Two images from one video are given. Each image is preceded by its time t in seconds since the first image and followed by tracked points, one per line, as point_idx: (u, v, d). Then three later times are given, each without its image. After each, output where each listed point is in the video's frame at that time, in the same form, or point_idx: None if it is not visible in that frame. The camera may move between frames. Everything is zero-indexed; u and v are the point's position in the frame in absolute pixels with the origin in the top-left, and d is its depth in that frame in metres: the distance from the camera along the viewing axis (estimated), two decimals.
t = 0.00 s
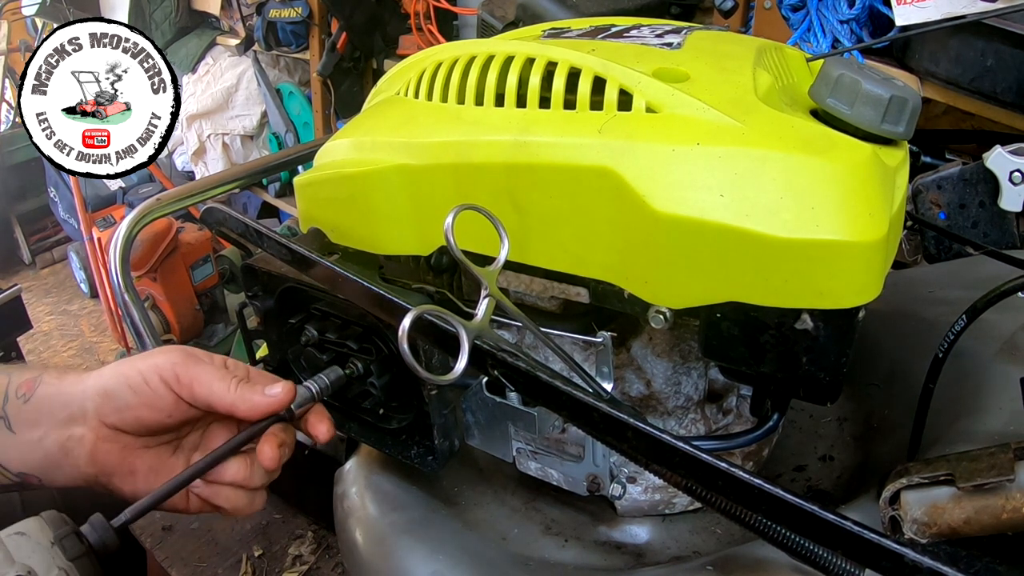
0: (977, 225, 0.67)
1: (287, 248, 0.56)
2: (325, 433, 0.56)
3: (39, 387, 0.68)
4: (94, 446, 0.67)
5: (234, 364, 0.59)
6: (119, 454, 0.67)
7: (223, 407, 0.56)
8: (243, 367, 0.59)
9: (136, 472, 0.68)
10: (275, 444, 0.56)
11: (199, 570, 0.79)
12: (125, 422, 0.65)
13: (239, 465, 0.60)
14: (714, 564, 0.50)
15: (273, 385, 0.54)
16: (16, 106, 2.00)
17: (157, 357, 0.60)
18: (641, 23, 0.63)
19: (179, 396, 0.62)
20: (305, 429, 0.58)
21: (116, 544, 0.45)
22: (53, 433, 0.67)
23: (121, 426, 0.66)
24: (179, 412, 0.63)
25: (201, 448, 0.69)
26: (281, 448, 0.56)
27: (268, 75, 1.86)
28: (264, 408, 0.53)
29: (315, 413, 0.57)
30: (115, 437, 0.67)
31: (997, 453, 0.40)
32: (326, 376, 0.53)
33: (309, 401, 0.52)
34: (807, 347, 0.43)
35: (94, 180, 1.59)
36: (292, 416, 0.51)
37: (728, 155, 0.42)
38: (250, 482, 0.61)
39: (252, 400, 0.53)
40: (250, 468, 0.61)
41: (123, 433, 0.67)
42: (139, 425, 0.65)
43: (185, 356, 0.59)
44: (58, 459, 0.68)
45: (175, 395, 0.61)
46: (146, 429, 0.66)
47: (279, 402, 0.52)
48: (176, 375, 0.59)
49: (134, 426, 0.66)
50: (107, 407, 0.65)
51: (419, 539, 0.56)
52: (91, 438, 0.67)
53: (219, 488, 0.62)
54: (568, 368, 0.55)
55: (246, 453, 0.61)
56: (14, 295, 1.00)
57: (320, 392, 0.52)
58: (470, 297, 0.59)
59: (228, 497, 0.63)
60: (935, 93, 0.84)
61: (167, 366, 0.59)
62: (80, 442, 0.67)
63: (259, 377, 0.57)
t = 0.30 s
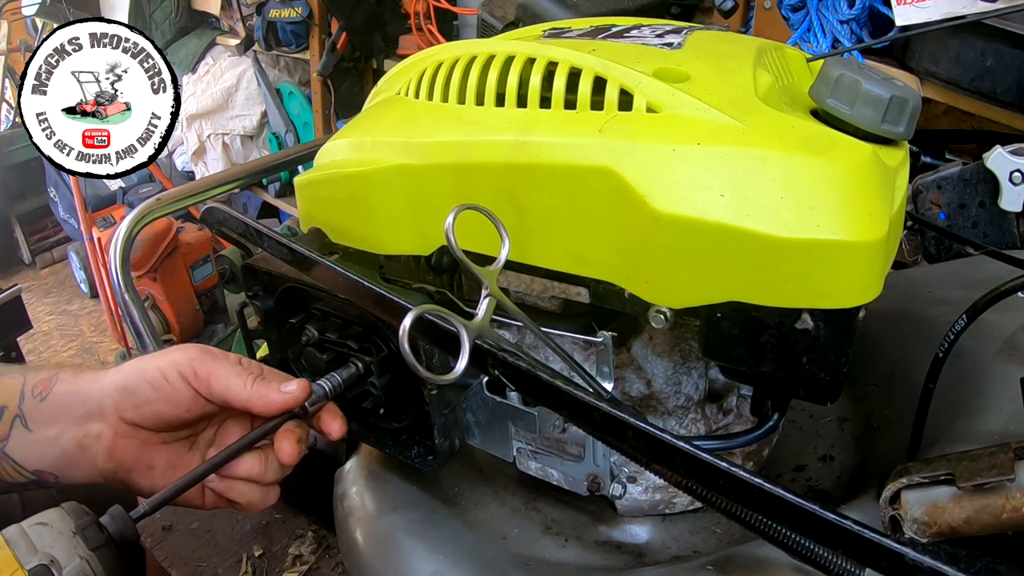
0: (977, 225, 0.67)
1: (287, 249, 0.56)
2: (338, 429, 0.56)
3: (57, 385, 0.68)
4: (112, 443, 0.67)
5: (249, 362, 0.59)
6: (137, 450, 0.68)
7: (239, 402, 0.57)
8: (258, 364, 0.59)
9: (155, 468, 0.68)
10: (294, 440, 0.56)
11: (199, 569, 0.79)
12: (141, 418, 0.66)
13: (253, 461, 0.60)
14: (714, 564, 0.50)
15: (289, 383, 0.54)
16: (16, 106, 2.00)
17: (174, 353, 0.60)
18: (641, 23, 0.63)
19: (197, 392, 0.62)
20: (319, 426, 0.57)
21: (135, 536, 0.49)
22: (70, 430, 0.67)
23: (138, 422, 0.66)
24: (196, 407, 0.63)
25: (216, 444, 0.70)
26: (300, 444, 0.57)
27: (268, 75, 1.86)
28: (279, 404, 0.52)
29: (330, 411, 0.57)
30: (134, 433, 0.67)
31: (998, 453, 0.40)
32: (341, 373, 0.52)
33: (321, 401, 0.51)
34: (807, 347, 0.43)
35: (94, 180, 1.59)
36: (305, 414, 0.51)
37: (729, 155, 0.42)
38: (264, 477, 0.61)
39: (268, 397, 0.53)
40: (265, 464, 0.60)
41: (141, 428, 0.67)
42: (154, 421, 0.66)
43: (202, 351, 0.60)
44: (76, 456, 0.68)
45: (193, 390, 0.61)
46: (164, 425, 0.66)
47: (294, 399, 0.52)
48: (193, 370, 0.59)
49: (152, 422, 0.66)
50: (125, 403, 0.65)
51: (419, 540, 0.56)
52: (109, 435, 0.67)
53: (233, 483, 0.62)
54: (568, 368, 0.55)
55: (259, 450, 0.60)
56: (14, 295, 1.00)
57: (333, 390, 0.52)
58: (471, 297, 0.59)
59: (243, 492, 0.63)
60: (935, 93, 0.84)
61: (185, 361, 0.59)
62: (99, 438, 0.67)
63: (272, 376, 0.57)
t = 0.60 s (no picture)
0: (977, 224, 0.68)
1: (287, 249, 0.56)
2: (340, 427, 0.56)
3: (60, 383, 0.69)
4: (115, 440, 0.67)
5: (251, 358, 0.59)
6: (140, 448, 0.68)
7: (240, 399, 0.57)
8: (260, 362, 0.59)
9: (157, 465, 0.68)
10: (295, 437, 0.56)
11: (199, 570, 0.79)
12: (144, 416, 0.66)
13: (254, 458, 0.60)
14: (714, 564, 0.50)
15: (290, 379, 0.53)
16: (16, 106, 2.00)
17: (176, 350, 0.60)
18: (641, 23, 0.63)
19: (199, 389, 0.62)
20: (321, 424, 0.57)
21: (134, 531, 0.48)
22: (73, 428, 0.67)
23: (141, 420, 0.66)
24: (199, 404, 0.63)
25: (218, 441, 0.70)
26: (301, 441, 0.57)
27: (268, 75, 1.85)
28: (280, 401, 0.52)
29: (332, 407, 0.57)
30: (136, 430, 0.67)
31: (997, 453, 0.40)
32: (342, 370, 0.53)
33: (323, 397, 0.51)
34: (807, 347, 0.43)
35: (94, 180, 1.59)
36: (306, 410, 0.51)
37: (729, 155, 0.42)
38: (265, 473, 0.61)
39: (269, 394, 0.53)
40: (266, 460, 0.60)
41: (144, 426, 0.67)
42: (155, 419, 0.66)
43: (204, 348, 0.60)
44: (79, 454, 0.67)
45: (195, 387, 0.61)
46: (167, 422, 0.66)
47: (296, 395, 0.51)
48: (196, 367, 0.59)
49: (155, 419, 0.66)
50: (128, 400, 0.65)
51: (419, 540, 0.56)
52: (111, 433, 0.67)
53: (234, 480, 0.62)
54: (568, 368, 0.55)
55: (260, 447, 0.60)
56: (14, 295, 1.00)
57: (335, 387, 0.52)
58: (470, 297, 0.59)
59: (244, 489, 0.63)
60: (935, 93, 0.84)
61: (187, 358, 0.59)
62: (101, 436, 0.67)
63: (274, 373, 0.57)
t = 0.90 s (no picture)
0: (977, 225, 0.67)
1: (288, 249, 0.56)
2: (338, 424, 0.56)
3: (60, 382, 0.69)
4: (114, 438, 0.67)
5: (250, 357, 0.59)
6: (137, 446, 0.68)
7: (238, 397, 0.57)
8: (259, 361, 0.59)
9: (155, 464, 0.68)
10: (293, 434, 0.57)
11: (199, 570, 0.79)
12: (143, 415, 0.66)
13: (251, 456, 0.60)
14: (714, 563, 0.50)
15: (289, 378, 0.53)
16: (16, 106, 2.01)
17: (175, 347, 0.61)
18: (641, 24, 0.63)
19: (198, 386, 0.62)
20: (319, 423, 0.58)
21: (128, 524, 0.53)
22: (71, 426, 0.67)
23: (139, 418, 0.66)
24: (198, 402, 0.64)
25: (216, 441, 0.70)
26: (299, 438, 0.57)
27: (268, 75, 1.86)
28: (280, 399, 0.52)
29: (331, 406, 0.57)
30: (135, 429, 0.68)
31: (997, 452, 0.40)
32: (342, 370, 0.53)
33: (322, 397, 0.51)
34: (807, 347, 0.43)
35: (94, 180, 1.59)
36: (305, 409, 0.51)
37: (729, 155, 0.42)
38: (263, 472, 0.61)
39: (269, 392, 0.53)
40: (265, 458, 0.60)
41: (142, 424, 0.67)
42: (154, 418, 0.66)
43: (202, 346, 0.60)
44: (77, 453, 0.68)
45: (194, 384, 0.62)
46: (166, 421, 0.66)
47: (293, 394, 0.51)
48: (195, 365, 0.60)
49: (153, 418, 0.66)
50: (127, 399, 0.65)
51: (420, 540, 0.56)
52: (110, 431, 0.67)
53: (230, 478, 0.62)
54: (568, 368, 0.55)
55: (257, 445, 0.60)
56: (14, 295, 1.00)
57: (335, 387, 0.52)
58: (471, 297, 0.59)
59: (240, 486, 0.63)
60: (935, 93, 0.84)
61: (186, 356, 0.60)
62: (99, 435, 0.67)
63: (273, 372, 0.57)
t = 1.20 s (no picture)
0: (977, 225, 0.68)
1: (288, 248, 0.56)
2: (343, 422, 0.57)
3: (61, 381, 0.69)
4: (115, 439, 0.67)
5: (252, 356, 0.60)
6: (139, 445, 0.67)
7: (242, 391, 0.57)
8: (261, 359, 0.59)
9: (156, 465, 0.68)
10: (297, 428, 0.57)
11: (199, 570, 0.79)
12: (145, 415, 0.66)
13: (256, 453, 0.59)
14: (714, 563, 0.50)
15: (295, 371, 0.54)
16: (16, 106, 2.00)
17: (179, 345, 0.61)
18: (641, 24, 0.63)
19: (201, 383, 0.63)
20: (324, 419, 0.58)
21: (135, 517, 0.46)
22: (72, 426, 0.67)
23: (140, 416, 0.66)
24: (200, 401, 0.64)
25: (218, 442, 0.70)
26: (303, 433, 0.57)
27: (268, 75, 1.86)
28: (285, 392, 0.53)
29: (336, 405, 0.58)
30: (135, 427, 0.67)
31: (997, 452, 0.40)
32: (344, 368, 0.53)
33: (327, 393, 0.51)
34: (806, 347, 0.43)
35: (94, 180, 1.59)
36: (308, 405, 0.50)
37: (729, 155, 0.42)
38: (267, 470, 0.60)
39: (273, 385, 0.54)
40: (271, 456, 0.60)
41: (143, 423, 0.67)
42: (156, 418, 0.66)
43: (205, 343, 0.61)
44: (77, 452, 0.67)
45: (197, 381, 0.62)
46: (168, 421, 0.66)
47: (299, 386, 0.53)
48: (198, 361, 0.60)
49: (155, 416, 0.65)
50: (129, 398, 0.65)
51: (420, 540, 0.56)
52: (111, 430, 0.67)
53: (234, 475, 0.62)
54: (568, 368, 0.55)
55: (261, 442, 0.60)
56: (14, 295, 1.00)
57: (337, 384, 0.52)
58: (470, 297, 0.59)
59: (243, 484, 0.62)
60: (935, 93, 0.85)
61: (189, 353, 0.60)
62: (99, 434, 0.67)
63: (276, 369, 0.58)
